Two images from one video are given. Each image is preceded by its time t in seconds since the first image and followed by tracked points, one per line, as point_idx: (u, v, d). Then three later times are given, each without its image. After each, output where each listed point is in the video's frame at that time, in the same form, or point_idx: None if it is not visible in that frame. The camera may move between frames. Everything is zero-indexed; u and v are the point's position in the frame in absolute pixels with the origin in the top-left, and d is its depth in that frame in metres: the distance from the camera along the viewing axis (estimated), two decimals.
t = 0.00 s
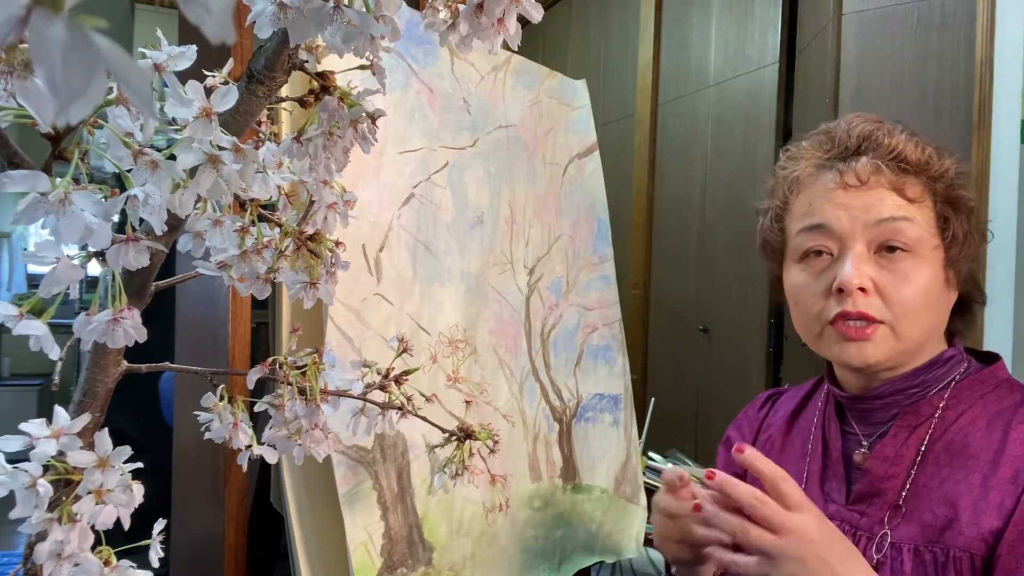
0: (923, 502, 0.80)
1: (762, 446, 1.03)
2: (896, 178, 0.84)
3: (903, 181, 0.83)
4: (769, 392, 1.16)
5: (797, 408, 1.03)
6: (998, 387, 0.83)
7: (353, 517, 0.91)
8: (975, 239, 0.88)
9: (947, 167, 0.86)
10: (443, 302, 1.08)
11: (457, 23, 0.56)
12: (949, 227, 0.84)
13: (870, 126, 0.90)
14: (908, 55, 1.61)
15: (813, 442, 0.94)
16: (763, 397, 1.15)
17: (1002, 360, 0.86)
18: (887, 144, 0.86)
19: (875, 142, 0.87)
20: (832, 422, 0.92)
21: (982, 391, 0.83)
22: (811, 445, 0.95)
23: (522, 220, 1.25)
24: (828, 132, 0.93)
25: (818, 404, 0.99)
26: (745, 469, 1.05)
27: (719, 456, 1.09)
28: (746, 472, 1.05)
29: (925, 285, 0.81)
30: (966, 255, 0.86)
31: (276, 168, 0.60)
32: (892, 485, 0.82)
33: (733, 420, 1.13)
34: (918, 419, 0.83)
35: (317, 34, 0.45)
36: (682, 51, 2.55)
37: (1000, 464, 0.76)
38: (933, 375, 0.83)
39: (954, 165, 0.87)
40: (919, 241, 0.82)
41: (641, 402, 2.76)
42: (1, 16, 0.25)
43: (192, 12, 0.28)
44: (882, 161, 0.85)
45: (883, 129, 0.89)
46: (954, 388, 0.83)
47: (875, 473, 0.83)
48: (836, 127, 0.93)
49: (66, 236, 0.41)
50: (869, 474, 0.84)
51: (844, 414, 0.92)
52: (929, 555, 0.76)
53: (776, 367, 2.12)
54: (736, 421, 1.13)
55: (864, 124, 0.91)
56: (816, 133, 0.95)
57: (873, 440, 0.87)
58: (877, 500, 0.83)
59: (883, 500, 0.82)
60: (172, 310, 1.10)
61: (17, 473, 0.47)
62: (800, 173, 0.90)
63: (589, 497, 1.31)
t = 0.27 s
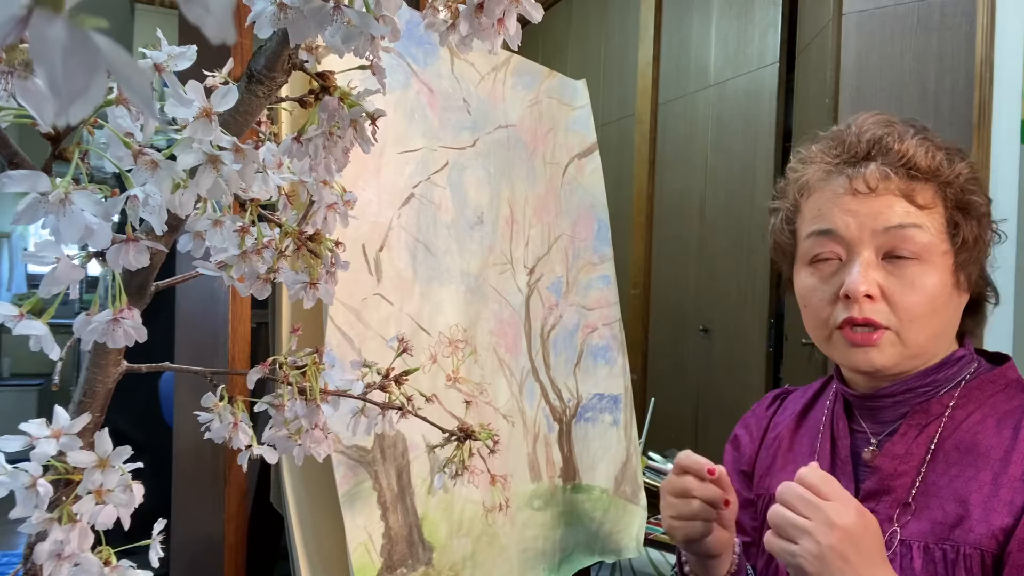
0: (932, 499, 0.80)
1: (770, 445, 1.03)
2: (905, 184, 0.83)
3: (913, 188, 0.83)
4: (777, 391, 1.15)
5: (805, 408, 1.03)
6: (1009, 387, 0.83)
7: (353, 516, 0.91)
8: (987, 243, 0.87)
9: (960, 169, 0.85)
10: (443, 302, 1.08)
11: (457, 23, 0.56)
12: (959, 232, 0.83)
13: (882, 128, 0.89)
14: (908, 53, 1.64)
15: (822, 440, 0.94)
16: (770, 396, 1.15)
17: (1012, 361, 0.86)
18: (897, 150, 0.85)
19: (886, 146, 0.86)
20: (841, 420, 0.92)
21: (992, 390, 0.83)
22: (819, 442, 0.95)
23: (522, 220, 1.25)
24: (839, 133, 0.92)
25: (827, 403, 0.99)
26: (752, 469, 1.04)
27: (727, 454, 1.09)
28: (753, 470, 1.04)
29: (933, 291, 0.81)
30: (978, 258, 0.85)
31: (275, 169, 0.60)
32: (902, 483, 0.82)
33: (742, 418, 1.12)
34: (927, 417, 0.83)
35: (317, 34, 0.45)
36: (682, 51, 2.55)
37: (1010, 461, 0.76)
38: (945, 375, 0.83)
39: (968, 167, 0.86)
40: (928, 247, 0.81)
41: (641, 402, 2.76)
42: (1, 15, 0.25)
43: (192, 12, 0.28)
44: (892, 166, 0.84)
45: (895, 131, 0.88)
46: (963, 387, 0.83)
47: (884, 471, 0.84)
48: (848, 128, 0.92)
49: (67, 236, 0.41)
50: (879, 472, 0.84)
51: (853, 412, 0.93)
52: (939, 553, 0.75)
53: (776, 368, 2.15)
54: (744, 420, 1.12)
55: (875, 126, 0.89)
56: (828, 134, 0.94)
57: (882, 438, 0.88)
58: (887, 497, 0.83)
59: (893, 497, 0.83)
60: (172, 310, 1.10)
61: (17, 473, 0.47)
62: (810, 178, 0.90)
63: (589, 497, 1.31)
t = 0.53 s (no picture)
0: (930, 499, 0.79)
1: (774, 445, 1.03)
2: (908, 180, 0.83)
3: (915, 183, 0.82)
4: (782, 391, 1.15)
5: (810, 408, 1.03)
6: (1011, 389, 0.84)
7: (353, 516, 0.90)
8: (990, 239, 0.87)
9: (964, 167, 0.85)
10: (443, 302, 1.08)
11: (457, 23, 0.56)
12: (962, 229, 0.83)
13: (887, 126, 0.89)
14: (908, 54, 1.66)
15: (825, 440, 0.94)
16: (775, 396, 1.15)
17: (1017, 363, 0.86)
18: (900, 146, 0.85)
19: (889, 142, 0.86)
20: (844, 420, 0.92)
21: (994, 392, 0.83)
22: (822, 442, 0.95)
23: (522, 220, 1.25)
24: (845, 130, 0.93)
25: (831, 403, 0.99)
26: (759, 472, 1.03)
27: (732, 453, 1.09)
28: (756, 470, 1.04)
29: (932, 286, 0.80)
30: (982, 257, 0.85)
31: (275, 169, 0.60)
32: (901, 482, 0.82)
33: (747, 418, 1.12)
34: (930, 418, 0.83)
35: (317, 34, 0.45)
36: (682, 51, 2.55)
37: (1004, 460, 0.77)
38: (950, 375, 0.83)
39: (972, 165, 0.86)
40: (928, 243, 0.81)
41: (641, 402, 2.76)
42: (1, 16, 0.25)
43: (192, 12, 0.28)
44: (895, 162, 0.84)
45: (900, 129, 0.88)
46: (967, 389, 0.83)
47: (884, 470, 0.83)
48: (853, 126, 0.92)
49: (66, 236, 0.41)
50: (879, 471, 0.83)
51: (856, 412, 0.92)
52: (935, 551, 0.76)
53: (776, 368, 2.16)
54: (750, 419, 1.11)
55: (881, 124, 0.90)
56: (834, 132, 0.95)
57: (884, 438, 0.87)
58: (886, 497, 0.82)
59: (891, 497, 0.82)
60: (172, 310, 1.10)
61: (18, 473, 0.47)
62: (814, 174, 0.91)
63: (589, 497, 1.31)
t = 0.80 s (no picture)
0: (927, 500, 0.79)
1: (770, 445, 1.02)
2: (900, 170, 0.84)
3: (907, 173, 0.83)
4: (778, 390, 1.15)
5: (806, 408, 1.02)
6: (1007, 388, 0.84)
7: (353, 517, 0.90)
8: (982, 234, 0.87)
9: (958, 161, 0.86)
10: (443, 302, 1.08)
11: (457, 23, 0.56)
12: (953, 221, 0.83)
13: (882, 121, 0.91)
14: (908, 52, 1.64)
15: (821, 440, 0.94)
16: (772, 395, 1.15)
17: (1012, 361, 0.86)
18: (893, 138, 0.87)
19: (883, 134, 0.88)
20: (840, 420, 0.92)
21: (990, 391, 0.83)
22: (818, 443, 0.94)
23: (522, 220, 1.25)
24: (841, 126, 0.94)
25: (827, 403, 0.99)
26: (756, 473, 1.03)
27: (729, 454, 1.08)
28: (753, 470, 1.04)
29: (921, 276, 0.80)
30: (975, 251, 0.85)
31: (275, 168, 0.60)
32: (897, 484, 0.82)
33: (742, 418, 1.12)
34: (925, 418, 0.83)
35: (317, 34, 0.45)
36: (682, 51, 2.55)
37: (1000, 461, 0.77)
38: (943, 375, 0.83)
39: (966, 160, 0.87)
40: (919, 233, 0.81)
41: (640, 402, 2.76)
42: (1, 16, 0.25)
43: (192, 12, 0.28)
44: (887, 153, 0.86)
45: (894, 123, 0.89)
46: (962, 389, 0.83)
47: (880, 472, 0.83)
48: (850, 121, 0.94)
49: (67, 236, 0.41)
50: (875, 472, 0.83)
51: (852, 413, 0.92)
52: (933, 554, 0.76)
53: (775, 368, 2.16)
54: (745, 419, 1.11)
55: (876, 119, 0.91)
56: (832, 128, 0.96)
57: (880, 439, 0.87)
58: (882, 499, 0.82)
59: (888, 499, 0.82)
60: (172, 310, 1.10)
61: (18, 473, 0.47)
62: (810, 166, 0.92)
63: (589, 497, 1.31)
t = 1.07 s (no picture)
0: (919, 501, 0.79)
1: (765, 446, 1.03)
2: (888, 176, 0.83)
3: (895, 179, 0.83)
4: (772, 391, 1.15)
5: (800, 409, 1.03)
6: (999, 388, 0.84)
7: (353, 517, 0.90)
8: (973, 237, 0.87)
9: (947, 164, 0.85)
10: (443, 302, 1.08)
11: (457, 23, 0.56)
12: (943, 226, 0.83)
13: (871, 124, 0.90)
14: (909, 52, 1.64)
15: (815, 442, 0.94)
16: (766, 396, 1.15)
17: (1003, 361, 0.87)
18: (881, 143, 0.86)
19: (871, 139, 0.87)
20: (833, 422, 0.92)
21: (982, 392, 0.83)
22: (813, 444, 0.95)
23: (522, 220, 1.25)
24: (830, 129, 0.94)
25: (821, 404, 0.99)
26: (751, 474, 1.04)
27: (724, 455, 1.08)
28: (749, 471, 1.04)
29: (911, 283, 0.80)
30: (965, 255, 0.84)
31: (275, 168, 0.60)
32: (890, 485, 0.82)
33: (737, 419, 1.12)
34: (917, 419, 0.83)
35: (317, 34, 0.45)
36: (682, 51, 2.55)
37: (990, 462, 0.77)
38: (936, 376, 0.83)
39: (955, 163, 0.86)
40: (909, 239, 0.81)
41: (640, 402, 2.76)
42: (1, 16, 0.25)
43: (192, 12, 0.28)
44: (875, 158, 0.85)
45: (883, 127, 0.89)
46: (954, 389, 0.83)
47: (872, 473, 0.83)
48: (839, 124, 0.93)
49: (67, 236, 0.41)
50: (868, 474, 0.83)
51: (845, 415, 0.92)
52: (925, 555, 0.76)
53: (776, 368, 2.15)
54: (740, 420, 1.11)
55: (865, 122, 0.91)
56: (821, 131, 0.96)
57: (872, 440, 0.87)
58: (874, 500, 0.82)
59: (880, 500, 0.82)
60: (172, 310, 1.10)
61: (18, 473, 0.47)
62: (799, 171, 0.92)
63: (589, 497, 1.31)
